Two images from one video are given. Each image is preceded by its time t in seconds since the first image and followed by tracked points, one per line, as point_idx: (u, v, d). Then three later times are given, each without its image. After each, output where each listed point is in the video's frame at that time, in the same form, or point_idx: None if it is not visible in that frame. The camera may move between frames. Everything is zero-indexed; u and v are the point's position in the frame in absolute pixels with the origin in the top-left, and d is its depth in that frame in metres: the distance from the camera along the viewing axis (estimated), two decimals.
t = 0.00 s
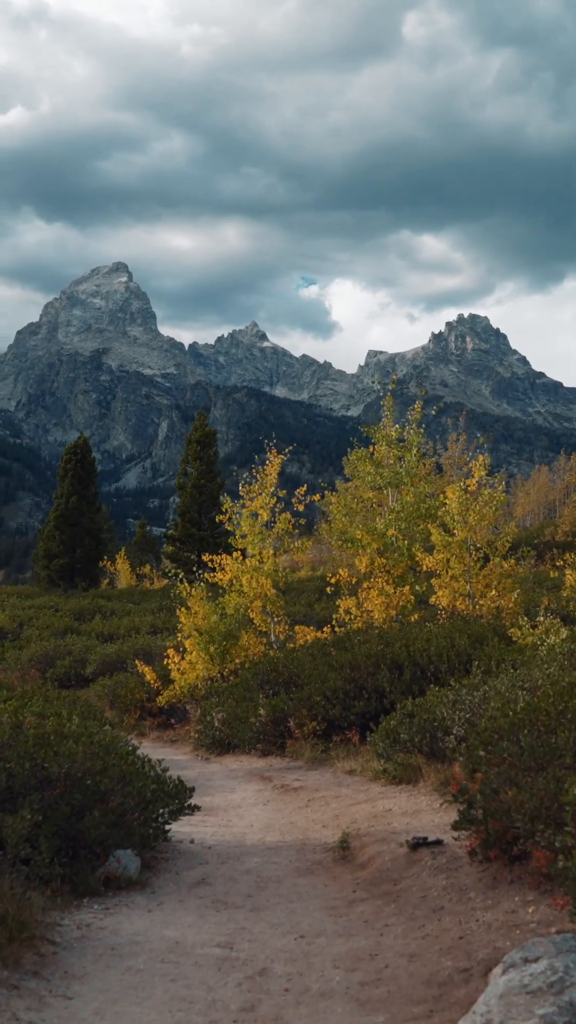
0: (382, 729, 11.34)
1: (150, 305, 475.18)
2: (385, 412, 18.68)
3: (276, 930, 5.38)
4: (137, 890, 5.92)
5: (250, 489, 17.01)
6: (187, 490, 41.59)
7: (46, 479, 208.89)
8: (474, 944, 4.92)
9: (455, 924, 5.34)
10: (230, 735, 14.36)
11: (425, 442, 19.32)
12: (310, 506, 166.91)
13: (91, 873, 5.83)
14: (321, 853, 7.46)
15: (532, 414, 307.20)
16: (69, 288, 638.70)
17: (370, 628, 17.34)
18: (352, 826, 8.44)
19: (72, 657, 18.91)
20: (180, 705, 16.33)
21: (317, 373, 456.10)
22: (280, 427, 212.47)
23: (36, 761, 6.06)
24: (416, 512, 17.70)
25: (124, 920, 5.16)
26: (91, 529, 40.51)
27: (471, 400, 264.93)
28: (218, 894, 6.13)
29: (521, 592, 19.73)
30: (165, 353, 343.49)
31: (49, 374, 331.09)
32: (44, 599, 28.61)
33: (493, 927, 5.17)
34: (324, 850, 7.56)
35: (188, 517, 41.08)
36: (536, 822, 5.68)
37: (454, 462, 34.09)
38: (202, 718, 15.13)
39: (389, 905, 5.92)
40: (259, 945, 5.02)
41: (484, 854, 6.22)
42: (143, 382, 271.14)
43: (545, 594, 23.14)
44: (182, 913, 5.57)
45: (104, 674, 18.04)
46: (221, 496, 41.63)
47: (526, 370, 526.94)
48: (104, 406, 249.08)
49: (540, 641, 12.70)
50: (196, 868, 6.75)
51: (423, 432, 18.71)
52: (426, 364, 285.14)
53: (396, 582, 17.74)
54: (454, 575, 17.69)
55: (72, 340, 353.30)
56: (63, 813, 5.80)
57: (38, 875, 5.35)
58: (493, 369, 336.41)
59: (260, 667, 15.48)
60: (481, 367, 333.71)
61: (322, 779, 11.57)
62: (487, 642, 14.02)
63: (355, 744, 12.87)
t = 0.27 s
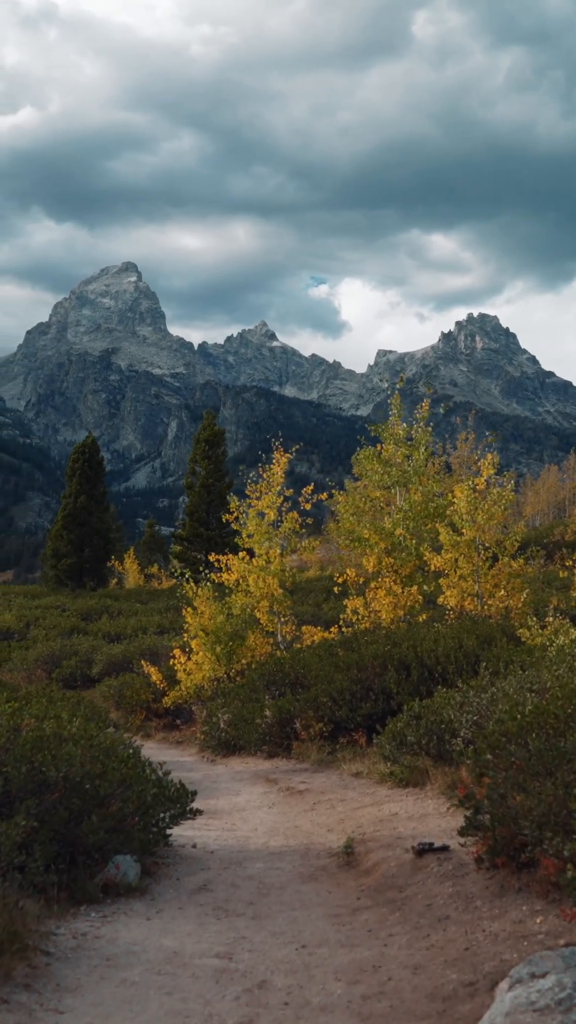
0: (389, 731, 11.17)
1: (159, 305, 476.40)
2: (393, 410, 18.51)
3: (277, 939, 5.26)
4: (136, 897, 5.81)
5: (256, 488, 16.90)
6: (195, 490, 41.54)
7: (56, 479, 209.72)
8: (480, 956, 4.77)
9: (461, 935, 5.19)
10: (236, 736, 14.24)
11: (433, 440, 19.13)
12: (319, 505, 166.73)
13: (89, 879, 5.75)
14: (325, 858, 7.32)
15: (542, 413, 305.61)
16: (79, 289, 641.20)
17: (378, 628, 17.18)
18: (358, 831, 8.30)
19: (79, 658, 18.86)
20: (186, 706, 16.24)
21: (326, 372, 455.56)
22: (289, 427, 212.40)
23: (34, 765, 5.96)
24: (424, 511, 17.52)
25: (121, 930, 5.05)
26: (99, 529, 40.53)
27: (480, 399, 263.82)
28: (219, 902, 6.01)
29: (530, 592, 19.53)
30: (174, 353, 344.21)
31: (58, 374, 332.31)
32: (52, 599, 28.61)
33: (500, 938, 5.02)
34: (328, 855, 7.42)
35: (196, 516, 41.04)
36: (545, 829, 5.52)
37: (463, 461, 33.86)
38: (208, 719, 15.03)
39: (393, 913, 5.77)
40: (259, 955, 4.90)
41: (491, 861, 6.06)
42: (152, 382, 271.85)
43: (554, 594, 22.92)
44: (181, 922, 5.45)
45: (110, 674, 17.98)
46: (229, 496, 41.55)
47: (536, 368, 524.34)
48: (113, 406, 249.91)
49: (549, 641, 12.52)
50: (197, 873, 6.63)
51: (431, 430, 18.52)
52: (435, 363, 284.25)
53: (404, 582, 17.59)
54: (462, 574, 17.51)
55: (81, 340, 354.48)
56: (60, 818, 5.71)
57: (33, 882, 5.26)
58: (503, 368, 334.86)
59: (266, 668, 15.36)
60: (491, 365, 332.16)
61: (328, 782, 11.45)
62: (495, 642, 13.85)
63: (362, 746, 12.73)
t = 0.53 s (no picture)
0: (396, 733, 11.02)
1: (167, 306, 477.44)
2: (401, 408, 18.35)
3: (279, 950, 5.12)
4: (135, 905, 5.70)
5: (263, 488, 16.78)
6: (202, 490, 41.47)
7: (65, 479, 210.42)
8: (487, 969, 4.62)
9: (467, 946, 5.04)
10: (242, 738, 14.12)
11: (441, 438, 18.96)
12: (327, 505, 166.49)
13: (88, 886, 5.66)
14: (329, 864, 7.18)
15: (551, 412, 304.05)
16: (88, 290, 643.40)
17: (385, 629, 17.03)
18: (363, 836, 8.15)
19: (84, 658, 18.81)
20: (192, 707, 16.14)
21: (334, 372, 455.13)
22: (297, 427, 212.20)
23: (31, 769, 5.86)
24: (432, 511, 17.34)
25: (119, 939, 4.94)
26: (107, 529, 40.54)
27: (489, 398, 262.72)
28: (220, 910, 5.88)
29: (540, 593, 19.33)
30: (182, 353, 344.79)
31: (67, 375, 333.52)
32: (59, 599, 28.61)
33: (507, 950, 4.86)
34: (333, 861, 7.29)
35: (204, 516, 40.98)
36: (554, 836, 5.35)
37: (472, 461, 33.59)
38: (213, 720, 14.92)
39: (398, 923, 5.63)
40: (259, 967, 4.77)
41: (499, 868, 5.89)
42: (160, 382, 272.41)
43: (564, 595, 22.70)
44: (181, 931, 5.33)
45: (116, 675, 17.92)
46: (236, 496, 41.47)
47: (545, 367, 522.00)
48: (122, 407, 250.57)
49: (559, 642, 12.34)
50: (199, 880, 6.51)
51: (439, 429, 18.35)
52: (444, 362, 283.54)
53: (412, 582, 17.43)
54: (471, 575, 17.34)
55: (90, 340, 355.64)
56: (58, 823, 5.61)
57: (30, 890, 5.17)
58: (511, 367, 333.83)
59: (272, 669, 15.24)
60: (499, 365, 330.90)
61: (334, 785, 11.31)
62: (504, 643, 13.67)
63: (369, 748, 12.59)
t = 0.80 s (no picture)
0: (402, 736, 10.85)
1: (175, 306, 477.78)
2: (408, 407, 18.18)
3: (281, 961, 5.00)
4: (135, 914, 5.58)
5: (269, 487, 16.66)
6: (209, 490, 41.37)
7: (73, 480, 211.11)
8: (495, 984, 4.47)
9: (475, 959, 4.89)
10: (247, 740, 13.98)
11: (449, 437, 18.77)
12: (334, 505, 166.23)
13: (86, 894, 5.56)
14: (334, 870, 7.04)
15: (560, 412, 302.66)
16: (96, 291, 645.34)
17: (393, 630, 16.86)
18: (368, 842, 8.00)
19: (90, 659, 18.75)
20: (197, 709, 16.02)
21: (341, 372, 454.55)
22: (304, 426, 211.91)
23: (29, 773, 5.76)
24: (440, 511, 17.16)
25: (117, 951, 4.83)
26: (113, 529, 40.52)
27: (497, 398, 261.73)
28: (222, 918, 5.75)
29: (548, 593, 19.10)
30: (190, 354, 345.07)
31: (75, 375, 334.57)
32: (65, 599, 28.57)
33: (517, 964, 4.70)
34: (338, 867, 7.14)
35: (211, 516, 40.87)
36: (565, 845, 5.19)
37: (480, 460, 33.31)
38: (218, 722, 14.79)
39: (404, 933, 5.48)
40: (260, 979, 4.65)
41: (508, 877, 5.73)
42: (168, 383, 272.77)
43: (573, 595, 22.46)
44: (181, 941, 5.21)
45: (121, 676, 17.84)
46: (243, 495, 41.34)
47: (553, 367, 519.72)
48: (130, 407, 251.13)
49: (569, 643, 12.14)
50: (200, 887, 6.38)
51: (447, 428, 18.16)
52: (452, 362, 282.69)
53: (419, 583, 17.25)
54: (478, 575, 17.16)
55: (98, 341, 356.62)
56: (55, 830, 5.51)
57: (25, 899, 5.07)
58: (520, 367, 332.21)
59: (278, 670, 15.09)
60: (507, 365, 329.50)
61: (340, 788, 11.17)
62: (513, 644, 13.48)
63: (375, 751, 12.43)
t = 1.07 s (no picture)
0: (408, 739, 10.67)
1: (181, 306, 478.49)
2: (414, 406, 18.02)
3: (282, 973, 4.87)
4: (134, 924, 5.46)
5: (274, 487, 16.54)
6: (215, 490, 41.27)
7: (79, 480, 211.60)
8: (503, 1001, 4.32)
9: (482, 973, 4.73)
10: (251, 742, 13.85)
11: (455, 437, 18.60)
12: (340, 505, 166.00)
13: (84, 902, 5.45)
14: (338, 877, 6.89)
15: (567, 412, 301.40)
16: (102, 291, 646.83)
17: (399, 630, 16.71)
18: (373, 847, 7.85)
19: (94, 659, 18.68)
20: (201, 710, 15.90)
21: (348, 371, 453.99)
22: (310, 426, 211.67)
23: (25, 782, 5.69)
24: (446, 511, 16.99)
25: (114, 963, 4.72)
26: (119, 529, 40.50)
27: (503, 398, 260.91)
28: (222, 928, 5.62)
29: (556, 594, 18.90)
30: (196, 354, 345.32)
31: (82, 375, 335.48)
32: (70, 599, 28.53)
33: (525, 979, 4.54)
34: (342, 874, 6.99)
35: (217, 516, 40.78)
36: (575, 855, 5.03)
37: (488, 459, 33.06)
38: (222, 723, 14.68)
39: (409, 944, 5.34)
40: (261, 992, 4.52)
41: (515, 886, 5.55)
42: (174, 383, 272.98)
43: None
44: (180, 952, 5.08)
45: (125, 677, 17.76)
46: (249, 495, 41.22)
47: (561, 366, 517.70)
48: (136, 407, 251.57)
49: None
50: (201, 895, 6.25)
51: (454, 427, 18.00)
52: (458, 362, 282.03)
53: (426, 583, 17.09)
54: (485, 575, 17.00)
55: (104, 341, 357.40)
56: (52, 837, 5.42)
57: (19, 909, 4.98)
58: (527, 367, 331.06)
59: (283, 671, 14.96)
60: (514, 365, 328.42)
61: (345, 791, 11.03)
62: (520, 645, 13.31)
63: (381, 753, 12.28)
